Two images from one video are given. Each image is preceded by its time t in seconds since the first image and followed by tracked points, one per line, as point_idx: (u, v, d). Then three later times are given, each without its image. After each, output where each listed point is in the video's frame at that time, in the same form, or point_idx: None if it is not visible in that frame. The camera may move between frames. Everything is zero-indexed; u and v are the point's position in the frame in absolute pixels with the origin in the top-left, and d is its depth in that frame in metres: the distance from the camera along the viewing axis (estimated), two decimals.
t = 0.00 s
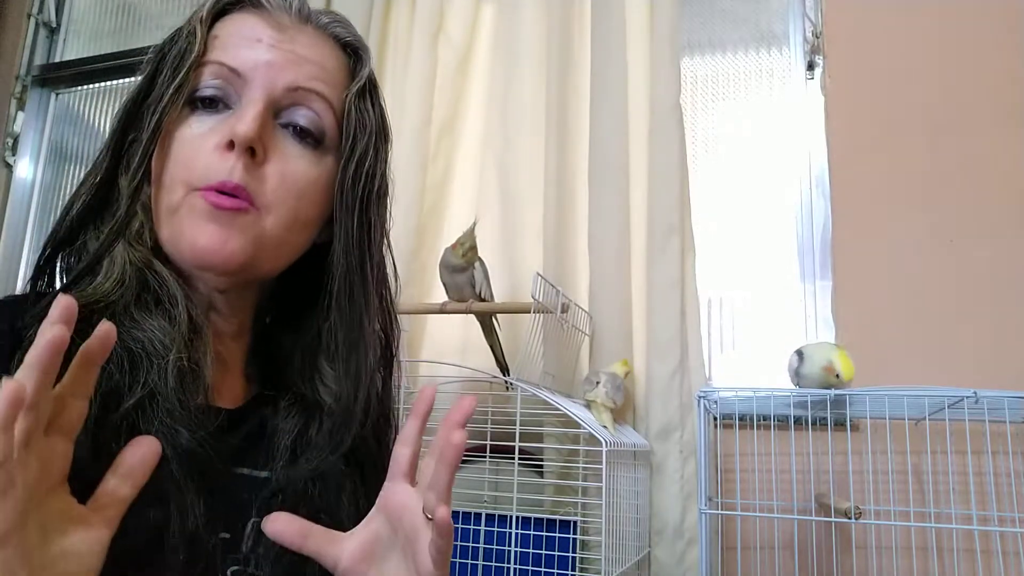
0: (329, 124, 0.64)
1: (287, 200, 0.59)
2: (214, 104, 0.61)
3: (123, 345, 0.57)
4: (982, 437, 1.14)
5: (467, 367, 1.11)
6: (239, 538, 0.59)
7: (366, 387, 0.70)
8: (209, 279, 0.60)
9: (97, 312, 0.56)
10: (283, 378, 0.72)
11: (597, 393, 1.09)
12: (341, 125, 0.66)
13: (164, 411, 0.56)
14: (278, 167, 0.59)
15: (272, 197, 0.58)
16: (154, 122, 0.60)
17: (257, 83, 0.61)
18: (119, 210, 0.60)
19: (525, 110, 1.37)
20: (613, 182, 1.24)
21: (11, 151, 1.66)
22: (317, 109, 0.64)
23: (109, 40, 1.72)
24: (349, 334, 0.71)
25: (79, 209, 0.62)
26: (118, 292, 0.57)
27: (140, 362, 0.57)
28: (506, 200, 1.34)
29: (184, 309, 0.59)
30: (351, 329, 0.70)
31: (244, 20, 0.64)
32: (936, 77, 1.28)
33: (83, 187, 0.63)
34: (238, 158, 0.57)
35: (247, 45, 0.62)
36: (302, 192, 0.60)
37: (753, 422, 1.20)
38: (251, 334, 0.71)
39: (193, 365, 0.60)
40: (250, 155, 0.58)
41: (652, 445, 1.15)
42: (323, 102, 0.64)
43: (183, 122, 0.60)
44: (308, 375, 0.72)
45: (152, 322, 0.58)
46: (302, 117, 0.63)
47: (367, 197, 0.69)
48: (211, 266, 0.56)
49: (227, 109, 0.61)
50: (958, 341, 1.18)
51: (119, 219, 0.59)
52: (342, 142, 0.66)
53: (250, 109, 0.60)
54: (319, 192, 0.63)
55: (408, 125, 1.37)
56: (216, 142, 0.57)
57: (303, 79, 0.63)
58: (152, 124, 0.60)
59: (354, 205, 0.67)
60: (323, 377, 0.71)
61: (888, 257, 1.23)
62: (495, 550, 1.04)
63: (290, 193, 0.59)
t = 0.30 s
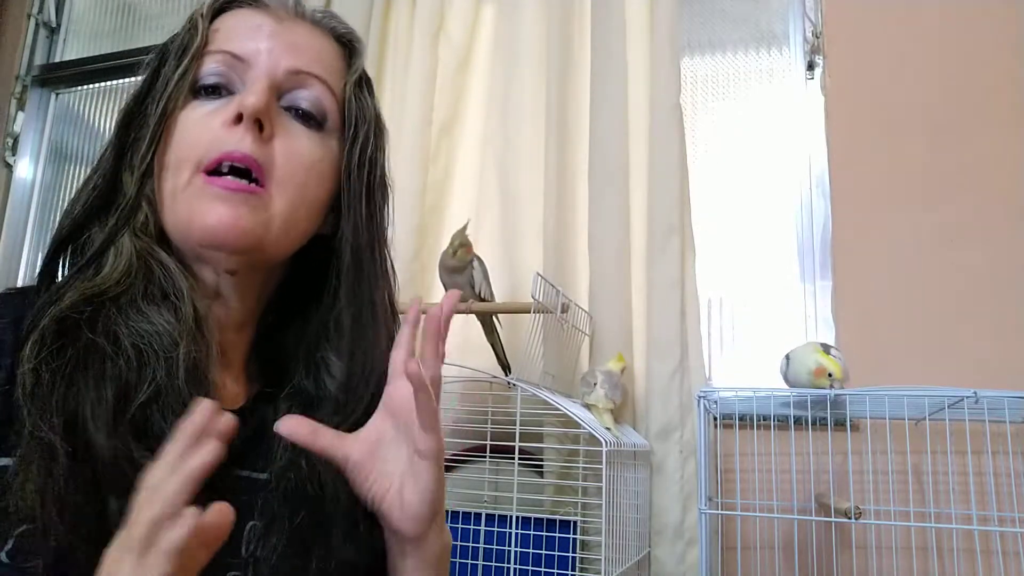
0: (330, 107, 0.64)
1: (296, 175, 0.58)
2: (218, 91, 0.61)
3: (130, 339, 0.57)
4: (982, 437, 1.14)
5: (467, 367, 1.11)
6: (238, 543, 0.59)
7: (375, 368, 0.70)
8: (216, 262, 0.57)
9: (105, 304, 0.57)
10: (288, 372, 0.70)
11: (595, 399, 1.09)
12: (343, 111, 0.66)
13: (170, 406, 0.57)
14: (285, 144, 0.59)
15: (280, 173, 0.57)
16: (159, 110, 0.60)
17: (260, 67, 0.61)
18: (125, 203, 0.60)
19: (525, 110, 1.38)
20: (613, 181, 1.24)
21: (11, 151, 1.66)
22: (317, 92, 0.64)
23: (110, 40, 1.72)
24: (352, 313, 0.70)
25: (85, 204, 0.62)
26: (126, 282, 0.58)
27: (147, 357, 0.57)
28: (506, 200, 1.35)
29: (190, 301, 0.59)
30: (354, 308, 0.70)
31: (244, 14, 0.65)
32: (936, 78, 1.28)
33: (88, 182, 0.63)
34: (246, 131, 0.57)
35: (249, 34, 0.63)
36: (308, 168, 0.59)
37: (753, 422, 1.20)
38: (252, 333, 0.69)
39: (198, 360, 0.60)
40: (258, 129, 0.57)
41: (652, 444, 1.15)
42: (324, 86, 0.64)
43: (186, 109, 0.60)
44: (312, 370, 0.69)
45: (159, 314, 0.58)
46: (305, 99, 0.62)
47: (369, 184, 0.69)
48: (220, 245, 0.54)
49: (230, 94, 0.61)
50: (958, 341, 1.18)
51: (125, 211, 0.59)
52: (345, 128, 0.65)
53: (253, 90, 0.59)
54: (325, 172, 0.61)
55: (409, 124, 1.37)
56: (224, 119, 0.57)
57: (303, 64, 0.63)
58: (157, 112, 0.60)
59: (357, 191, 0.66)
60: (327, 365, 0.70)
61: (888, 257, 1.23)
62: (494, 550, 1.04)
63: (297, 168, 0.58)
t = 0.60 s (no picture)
0: (320, 100, 0.62)
1: (283, 174, 0.56)
2: (207, 86, 0.59)
3: (119, 330, 0.53)
4: (982, 437, 1.14)
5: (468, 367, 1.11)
6: (234, 536, 0.56)
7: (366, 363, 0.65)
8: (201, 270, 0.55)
9: (94, 297, 0.54)
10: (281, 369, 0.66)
11: (604, 400, 1.08)
12: (332, 104, 0.64)
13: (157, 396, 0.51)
14: (273, 140, 0.57)
15: (268, 173, 0.56)
16: (147, 105, 0.59)
17: (249, 59, 0.60)
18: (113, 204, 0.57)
19: (525, 110, 1.38)
20: (613, 182, 1.24)
21: (11, 151, 1.66)
22: (306, 85, 0.62)
23: (110, 40, 1.72)
24: (343, 310, 0.66)
25: (75, 206, 0.60)
26: (113, 276, 0.55)
27: (136, 346, 0.52)
28: (506, 200, 1.35)
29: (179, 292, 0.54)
30: (344, 305, 0.66)
31: (232, 10, 0.64)
32: (936, 78, 1.28)
33: (78, 185, 0.61)
34: (234, 125, 0.55)
35: (237, 27, 0.62)
36: (297, 162, 0.58)
37: (753, 422, 1.19)
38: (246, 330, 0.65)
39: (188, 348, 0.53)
40: (245, 125, 0.56)
41: (652, 444, 1.15)
42: (313, 77, 0.62)
43: (174, 105, 0.58)
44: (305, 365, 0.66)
45: (147, 306, 0.54)
46: (293, 90, 0.61)
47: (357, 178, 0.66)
48: (205, 260, 0.53)
49: (219, 88, 0.59)
50: (958, 342, 1.18)
51: (115, 211, 0.57)
52: (333, 120, 0.64)
53: (241, 83, 0.58)
54: (314, 166, 0.60)
55: (409, 124, 1.37)
56: (212, 116, 0.56)
57: (292, 54, 0.62)
58: (144, 109, 0.59)
59: (343, 189, 0.63)
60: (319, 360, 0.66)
61: (888, 257, 1.23)
62: (494, 550, 1.04)
63: (286, 164, 0.57)
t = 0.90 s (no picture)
0: (314, 113, 0.62)
1: (276, 191, 0.57)
2: (200, 96, 0.59)
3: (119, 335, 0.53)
4: (982, 437, 1.14)
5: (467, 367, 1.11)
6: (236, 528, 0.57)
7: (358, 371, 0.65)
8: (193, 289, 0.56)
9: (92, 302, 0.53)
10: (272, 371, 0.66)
11: (610, 400, 1.08)
12: (327, 116, 0.64)
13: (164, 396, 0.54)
14: (266, 160, 0.57)
15: (263, 188, 0.57)
16: (141, 115, 0.57)
17: (242, 71, 0.59)
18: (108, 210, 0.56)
19: (525, 110, 1.38)
20: (614, 181, 1.24)
21: (11, 151, 1.66)
22: (301, 98, 0.62)
23: (110, 40, 1.72)
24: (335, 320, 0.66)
25: (63, 209, 0.59)
26: (111, 282, 0.54)
27: (138, 350, 0.53)
28: (506, 200, 1.35)
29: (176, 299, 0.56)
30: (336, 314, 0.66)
31: (225, 11, 0.62)
32: (936, 78, 1.28)
33: (66, 188, 0.60)
34: (228, 145, 0.55)
35: (230, 34, 0.60)
36: (291, 180, 0.59)
37: (753, 422, 1.19)
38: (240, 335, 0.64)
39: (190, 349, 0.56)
40: (239, 144, 0.56)
41: (652, 444, 1.15)
42: (308, 89, 0.62)
43: (166, 114, 0.57)
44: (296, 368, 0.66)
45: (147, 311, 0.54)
46: (288, 105, 0.61)
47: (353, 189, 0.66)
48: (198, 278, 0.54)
49: (213, 100, 0.59)
50: (958, 342, 1.18)
51: (108, 219, 0.56)
52: (328, 133, 0.64)
53: (235, 98, 0.57)
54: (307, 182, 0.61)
55: (408, 125, 1.37)
56: (205, 132, 0.55)
57: (288, 67, 0.61)
58: (138, 119, 0.57)
59: (339, 199, 0.64)
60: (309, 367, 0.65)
61: (888, 257, 1.23)
62: (494, 550, 1.04)
63: (280, 182, 0.58)
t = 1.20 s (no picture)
0: (312, 120, 0.60)
1: (272, 197, 0.54)
2: (196, 102, 0.57)
3: (118, 337, 0.52)
4: (982, 437, 1.14)
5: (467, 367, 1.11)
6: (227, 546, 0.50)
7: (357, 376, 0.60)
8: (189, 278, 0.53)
9: (89, 304, 0.52)
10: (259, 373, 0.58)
11: (610, 396, 1.10)
12: (323, 122, 0.61)
13: (166, 395, 0.52)
14: (263, 165, 0.55)
15: (257, 194, 0.53)
16: (140, 120, 0.56)
17: (240, 78, 0.57)
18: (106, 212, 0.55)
19: (525, 110, 1.38)
20: (614, 181, 1.24)
21: (11, 151, 1.66)
22: (299, 105, 0.59)
23: (110, 40, 1.72)
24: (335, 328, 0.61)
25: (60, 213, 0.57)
26: (109, 285, 0.53)
27: (137, 351, 0.51)
28: (507, 200, 1.35)
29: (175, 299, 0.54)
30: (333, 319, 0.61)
31: (224, 13, 0.60)
32: (936, 78, 1.28)
33: (63, 190, 0.58)
34: (221, 154, 0.52)
35: (228, 39, 0.58)
36: (286, 187, 0.56)
37: (753, 422, 1.19)
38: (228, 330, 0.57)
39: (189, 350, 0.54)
40: (234, 152, 0.53)
41: (652, 444, 1.15)
42: (306, 97, 0.60)
43: (164, 120, 0.56)
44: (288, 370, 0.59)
45: (145, 314, 0.52)
46: (285, 113, 0.58)
47: (350, 194, 0.64)
48: (195, 266, 0.52)
49: (209, 106, 0.56)
50: (958, 342, 1.18)
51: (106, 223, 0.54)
52: (324, 139, 0.61)
53: (231, 106, 0.55)
54: (303, 190, 0.58)
55: (408, 125, 1.37)
56: (199, 139, 0.53)
57: (285, 73, 0.58)
58: (137, 123, 0.56)
59: (335, 207, 0.62)
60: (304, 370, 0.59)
61: (888, 256, 1.23)
62: (494, 550, 1.05)
63: (276, 189, 0.55)
